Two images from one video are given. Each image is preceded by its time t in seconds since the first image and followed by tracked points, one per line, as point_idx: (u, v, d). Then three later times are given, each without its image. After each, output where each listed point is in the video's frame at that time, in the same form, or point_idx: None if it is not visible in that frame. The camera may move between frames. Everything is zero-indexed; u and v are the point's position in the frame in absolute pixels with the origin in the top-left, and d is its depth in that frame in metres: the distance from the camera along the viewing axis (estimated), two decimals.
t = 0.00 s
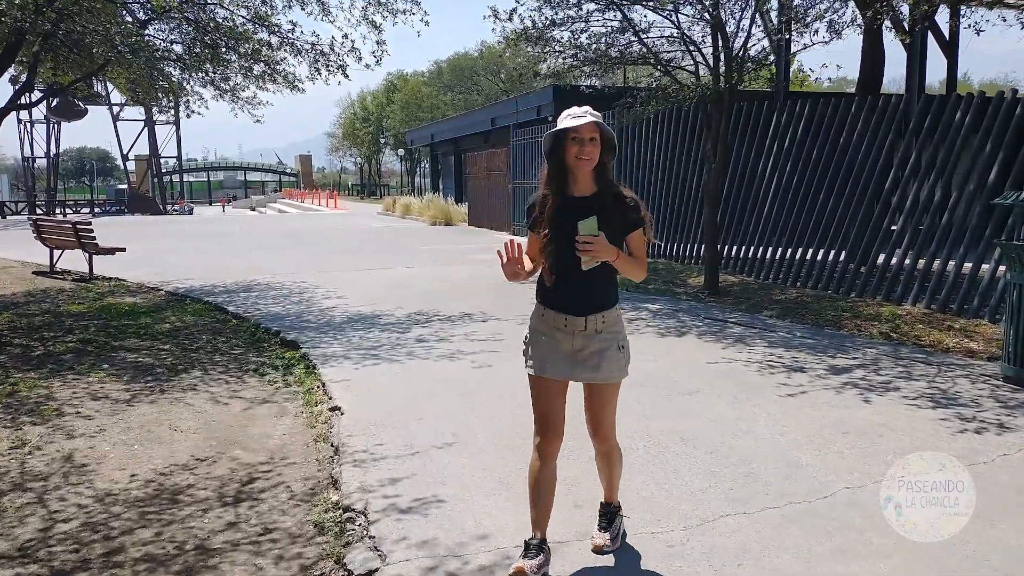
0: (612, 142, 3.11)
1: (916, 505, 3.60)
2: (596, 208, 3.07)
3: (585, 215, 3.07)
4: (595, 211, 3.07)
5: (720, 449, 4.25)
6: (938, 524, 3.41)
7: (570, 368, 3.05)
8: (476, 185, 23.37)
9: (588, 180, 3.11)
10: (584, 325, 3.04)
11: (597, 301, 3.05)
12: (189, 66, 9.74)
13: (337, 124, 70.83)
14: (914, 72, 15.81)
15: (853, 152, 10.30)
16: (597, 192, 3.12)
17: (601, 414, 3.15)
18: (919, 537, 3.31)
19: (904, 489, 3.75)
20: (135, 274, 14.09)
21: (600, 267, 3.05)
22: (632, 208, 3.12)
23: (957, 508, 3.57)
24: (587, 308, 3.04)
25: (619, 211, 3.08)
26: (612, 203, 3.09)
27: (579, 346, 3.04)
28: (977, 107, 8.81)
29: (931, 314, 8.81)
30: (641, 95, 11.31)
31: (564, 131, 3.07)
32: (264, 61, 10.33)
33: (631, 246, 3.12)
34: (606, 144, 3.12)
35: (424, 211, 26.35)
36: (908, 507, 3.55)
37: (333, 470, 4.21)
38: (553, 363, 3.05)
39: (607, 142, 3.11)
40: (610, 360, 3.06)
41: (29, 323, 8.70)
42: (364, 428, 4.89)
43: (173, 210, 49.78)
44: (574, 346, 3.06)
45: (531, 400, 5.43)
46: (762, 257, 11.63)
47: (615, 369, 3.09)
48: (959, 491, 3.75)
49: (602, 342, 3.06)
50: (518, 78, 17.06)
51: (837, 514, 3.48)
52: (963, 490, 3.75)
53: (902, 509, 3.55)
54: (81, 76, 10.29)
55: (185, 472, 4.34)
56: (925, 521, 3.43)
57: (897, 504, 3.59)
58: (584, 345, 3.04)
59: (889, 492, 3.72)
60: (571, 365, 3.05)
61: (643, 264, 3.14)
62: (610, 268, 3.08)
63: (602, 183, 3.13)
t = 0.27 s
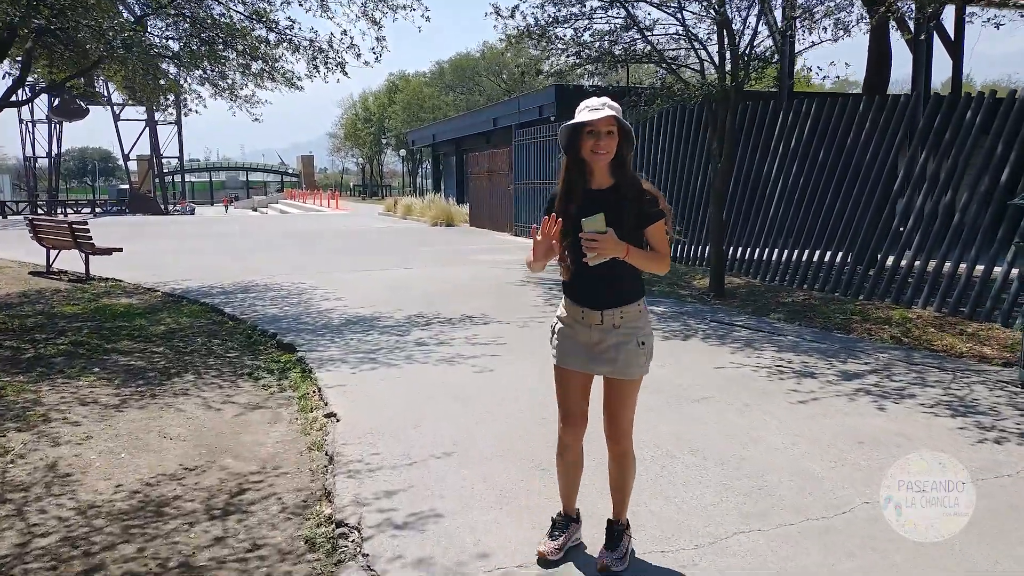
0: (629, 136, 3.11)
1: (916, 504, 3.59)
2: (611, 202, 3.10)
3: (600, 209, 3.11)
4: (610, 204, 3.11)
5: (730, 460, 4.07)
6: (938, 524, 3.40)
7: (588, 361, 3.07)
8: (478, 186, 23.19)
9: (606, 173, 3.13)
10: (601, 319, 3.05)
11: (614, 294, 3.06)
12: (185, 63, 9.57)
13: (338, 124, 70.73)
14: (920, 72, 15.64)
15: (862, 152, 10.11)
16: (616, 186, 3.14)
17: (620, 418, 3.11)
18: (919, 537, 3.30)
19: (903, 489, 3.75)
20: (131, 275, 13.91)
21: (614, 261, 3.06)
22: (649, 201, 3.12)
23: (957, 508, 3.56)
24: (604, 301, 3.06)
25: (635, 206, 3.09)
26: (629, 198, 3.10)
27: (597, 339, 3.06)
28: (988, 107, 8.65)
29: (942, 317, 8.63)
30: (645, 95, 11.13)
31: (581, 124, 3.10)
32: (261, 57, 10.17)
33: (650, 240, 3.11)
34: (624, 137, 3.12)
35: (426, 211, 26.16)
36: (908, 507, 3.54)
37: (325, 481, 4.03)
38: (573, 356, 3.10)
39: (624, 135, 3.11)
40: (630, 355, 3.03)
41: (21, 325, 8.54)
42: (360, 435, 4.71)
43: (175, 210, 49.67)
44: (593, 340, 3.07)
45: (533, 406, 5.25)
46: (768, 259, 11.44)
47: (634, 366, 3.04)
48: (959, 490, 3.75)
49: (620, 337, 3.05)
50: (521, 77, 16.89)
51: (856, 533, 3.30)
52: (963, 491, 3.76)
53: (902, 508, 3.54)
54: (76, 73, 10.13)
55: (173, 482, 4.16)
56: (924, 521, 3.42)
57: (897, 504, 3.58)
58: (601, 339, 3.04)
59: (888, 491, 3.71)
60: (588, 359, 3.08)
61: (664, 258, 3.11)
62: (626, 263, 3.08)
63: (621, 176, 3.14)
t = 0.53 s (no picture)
0: (620, 135, 2.94)
1: (916, 505, 3.61)
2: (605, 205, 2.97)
3: (596, 214, 3.00)
4: (606, 209, 2.98)
5: (739, 477, 3.89)
6: (938, 524, 3.41)
7: (588, 367, 3.03)
8: (478, 186, 22.99)
9: (601, 177, 3.00)
10: (594, 325, 2.98)
11: (611, 299, 2.95)
12: (178, 62, 9.39)
13: (338, 124, 70.52)
14: (924, 72, 15.46)
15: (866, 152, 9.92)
16: (613, 190, 2.99)
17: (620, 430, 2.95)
18: (918, 537, 3.32)
19: (903, 489, 3.77)
20: (125, 277, 13.71)
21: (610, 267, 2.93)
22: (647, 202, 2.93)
23: (957, 508, 3.59)
24: (597, 305, 2.97)
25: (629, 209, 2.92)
26: (628, 200, 2.95)
27: (592, 345, 2.99)
28: (998, 105, 8.47)
29: (951, 321, 8.44)
30: (647, 94, 10.94)
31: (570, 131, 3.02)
32: (256, 56, 9.97)
33: (652, 242, 2.91)
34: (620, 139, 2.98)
35: (425, 213, 25.96)
36: (908, 507, 3.57)
37: (315, 499, 3.85)
38: (579, 361, 3.09)
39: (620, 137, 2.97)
40: (622, 362, 2.91)
41: (9, 330, 8.34)
42: (352, 448, 4.52)
43: (174, 211, 49.49)
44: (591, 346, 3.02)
45: (532, 417, 5.06)
46: (772, 261, 11.24)
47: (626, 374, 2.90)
48: (959, 491, 3.77)
49: (612, 343, 2.94)
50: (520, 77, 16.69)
51: (874, 556, 3.12)
52: (963, 491, 3.78)
53: (902, 509, 3.57)
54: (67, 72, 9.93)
55: (155, 500, 3.97)
56: (924, 521, 3.44)
57: (898, 504, 3.61)
58: (595, 345, 2.98)
59: (889, 492, 3.74)
60: (587, 364, 3.04)
61: (667, 261, 2.89)
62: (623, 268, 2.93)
63: (618, 178, 2.99)
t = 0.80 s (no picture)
0: (592, 140, 3.01)
1: (916, 505, 3.57)
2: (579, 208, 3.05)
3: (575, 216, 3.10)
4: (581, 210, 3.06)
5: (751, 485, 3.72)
6: (938, 524, 3.38)
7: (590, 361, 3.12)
8: (478, 184, 22.80)
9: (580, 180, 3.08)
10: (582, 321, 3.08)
11: (585, 297, 3.03)
12: (173, 56, 9.21)
13: (338, 121, 70.34)
14: (930, 68, 15.28)
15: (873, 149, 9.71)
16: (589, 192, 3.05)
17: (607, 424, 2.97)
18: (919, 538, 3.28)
19: (903, 489, 3.73)
20: (122, 275, 13.53)
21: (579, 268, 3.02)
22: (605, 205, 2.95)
23: (957, 507, 3.55)
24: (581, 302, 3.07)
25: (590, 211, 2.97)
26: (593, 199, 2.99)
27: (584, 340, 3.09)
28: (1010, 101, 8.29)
29: (963, 322, 8.26)
30: (651, 90, 10.76)
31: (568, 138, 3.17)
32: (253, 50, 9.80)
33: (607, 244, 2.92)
34: (590, 138, 3.03)
35: (425, 210, 25.75)
36: (908, 507, 3.52)
37: (309, 507, 3.68)
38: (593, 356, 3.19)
39: (588, 136, 3.03)
40: (597, 356, 2.97)
41: None
42: (348, 453, 4.34)
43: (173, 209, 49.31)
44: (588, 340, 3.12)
45: (535, 420, 4.89)
46: (777, 258, 11.05)
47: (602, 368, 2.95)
48: (959, 489, 3.74)
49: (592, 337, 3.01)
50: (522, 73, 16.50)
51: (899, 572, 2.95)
52: (963, 490, 3.74)
53: (902, 509, 3.53)
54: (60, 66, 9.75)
55: (142, 508, 3.80)
56: (924, 521, 3.41)
57: (898, 505, 3.56)
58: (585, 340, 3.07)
59: (889, 491, 3.70)
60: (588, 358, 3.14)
61: (619, 263, 2.89)
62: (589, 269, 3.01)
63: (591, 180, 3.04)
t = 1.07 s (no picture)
0: (574, 139, 2.99)
1: (916, 505, 3.58)
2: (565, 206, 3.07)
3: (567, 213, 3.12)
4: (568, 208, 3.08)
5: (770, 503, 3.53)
6: (938, 524, 3.40)
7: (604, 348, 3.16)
8: (479, 184, 22.58)
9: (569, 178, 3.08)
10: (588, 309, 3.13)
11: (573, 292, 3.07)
12: (168, 52, 9.01)
13: (338, 121, 70.06)
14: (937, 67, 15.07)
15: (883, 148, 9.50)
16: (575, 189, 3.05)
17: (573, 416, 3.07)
18: (920, 537, 3.29)
19: (903, 489, 3.74)
20: (117, 276, 13.31)
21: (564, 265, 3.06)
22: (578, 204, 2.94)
23: (957, 507, 3.56)
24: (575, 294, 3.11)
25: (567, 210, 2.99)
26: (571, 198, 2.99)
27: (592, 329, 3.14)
28: None
29: (975, 326, 8.06)
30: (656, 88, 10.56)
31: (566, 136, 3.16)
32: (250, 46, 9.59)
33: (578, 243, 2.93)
34: (580, 137, 2.99)
35: (426, 210, 25.51)
36: (908, 507, 3.54)
37: (304, 527, 3.48)
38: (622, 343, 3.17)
39: (577, 135, 3.00)
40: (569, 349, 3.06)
41: None
42: (345, 467, 4.15)
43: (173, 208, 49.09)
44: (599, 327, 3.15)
45: (540, 432, 4.69)
46: (784, 260, 10.85)
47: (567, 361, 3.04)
48: (959, 490, 3.75)
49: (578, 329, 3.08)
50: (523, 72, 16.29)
51: None
52: (963, 491, 3.75)
53: (902, 509, 3.54)
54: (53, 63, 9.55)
55: (128, 526, 3.60)
56: (924, 521, 3.42)
57: (898, 505, 3.58)
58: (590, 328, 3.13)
59: (889, 491, 3.71)
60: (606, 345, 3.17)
61: (586, 261, 2.90)
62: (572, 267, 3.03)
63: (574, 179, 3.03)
